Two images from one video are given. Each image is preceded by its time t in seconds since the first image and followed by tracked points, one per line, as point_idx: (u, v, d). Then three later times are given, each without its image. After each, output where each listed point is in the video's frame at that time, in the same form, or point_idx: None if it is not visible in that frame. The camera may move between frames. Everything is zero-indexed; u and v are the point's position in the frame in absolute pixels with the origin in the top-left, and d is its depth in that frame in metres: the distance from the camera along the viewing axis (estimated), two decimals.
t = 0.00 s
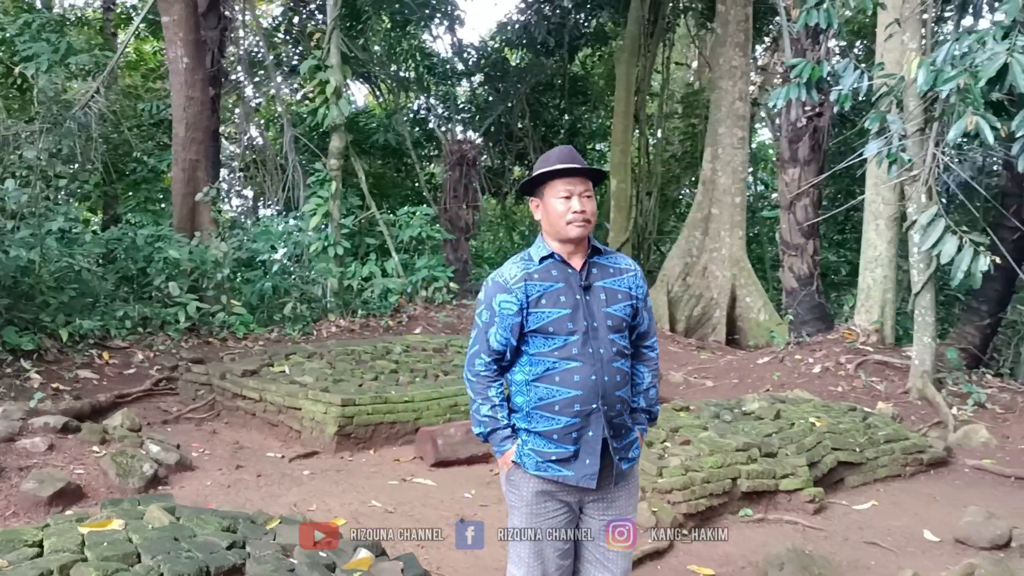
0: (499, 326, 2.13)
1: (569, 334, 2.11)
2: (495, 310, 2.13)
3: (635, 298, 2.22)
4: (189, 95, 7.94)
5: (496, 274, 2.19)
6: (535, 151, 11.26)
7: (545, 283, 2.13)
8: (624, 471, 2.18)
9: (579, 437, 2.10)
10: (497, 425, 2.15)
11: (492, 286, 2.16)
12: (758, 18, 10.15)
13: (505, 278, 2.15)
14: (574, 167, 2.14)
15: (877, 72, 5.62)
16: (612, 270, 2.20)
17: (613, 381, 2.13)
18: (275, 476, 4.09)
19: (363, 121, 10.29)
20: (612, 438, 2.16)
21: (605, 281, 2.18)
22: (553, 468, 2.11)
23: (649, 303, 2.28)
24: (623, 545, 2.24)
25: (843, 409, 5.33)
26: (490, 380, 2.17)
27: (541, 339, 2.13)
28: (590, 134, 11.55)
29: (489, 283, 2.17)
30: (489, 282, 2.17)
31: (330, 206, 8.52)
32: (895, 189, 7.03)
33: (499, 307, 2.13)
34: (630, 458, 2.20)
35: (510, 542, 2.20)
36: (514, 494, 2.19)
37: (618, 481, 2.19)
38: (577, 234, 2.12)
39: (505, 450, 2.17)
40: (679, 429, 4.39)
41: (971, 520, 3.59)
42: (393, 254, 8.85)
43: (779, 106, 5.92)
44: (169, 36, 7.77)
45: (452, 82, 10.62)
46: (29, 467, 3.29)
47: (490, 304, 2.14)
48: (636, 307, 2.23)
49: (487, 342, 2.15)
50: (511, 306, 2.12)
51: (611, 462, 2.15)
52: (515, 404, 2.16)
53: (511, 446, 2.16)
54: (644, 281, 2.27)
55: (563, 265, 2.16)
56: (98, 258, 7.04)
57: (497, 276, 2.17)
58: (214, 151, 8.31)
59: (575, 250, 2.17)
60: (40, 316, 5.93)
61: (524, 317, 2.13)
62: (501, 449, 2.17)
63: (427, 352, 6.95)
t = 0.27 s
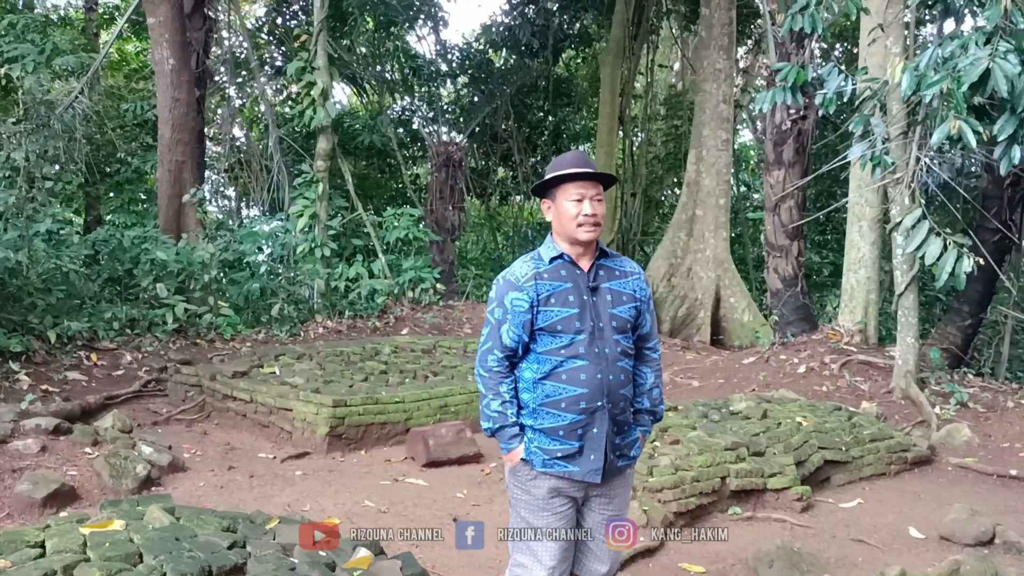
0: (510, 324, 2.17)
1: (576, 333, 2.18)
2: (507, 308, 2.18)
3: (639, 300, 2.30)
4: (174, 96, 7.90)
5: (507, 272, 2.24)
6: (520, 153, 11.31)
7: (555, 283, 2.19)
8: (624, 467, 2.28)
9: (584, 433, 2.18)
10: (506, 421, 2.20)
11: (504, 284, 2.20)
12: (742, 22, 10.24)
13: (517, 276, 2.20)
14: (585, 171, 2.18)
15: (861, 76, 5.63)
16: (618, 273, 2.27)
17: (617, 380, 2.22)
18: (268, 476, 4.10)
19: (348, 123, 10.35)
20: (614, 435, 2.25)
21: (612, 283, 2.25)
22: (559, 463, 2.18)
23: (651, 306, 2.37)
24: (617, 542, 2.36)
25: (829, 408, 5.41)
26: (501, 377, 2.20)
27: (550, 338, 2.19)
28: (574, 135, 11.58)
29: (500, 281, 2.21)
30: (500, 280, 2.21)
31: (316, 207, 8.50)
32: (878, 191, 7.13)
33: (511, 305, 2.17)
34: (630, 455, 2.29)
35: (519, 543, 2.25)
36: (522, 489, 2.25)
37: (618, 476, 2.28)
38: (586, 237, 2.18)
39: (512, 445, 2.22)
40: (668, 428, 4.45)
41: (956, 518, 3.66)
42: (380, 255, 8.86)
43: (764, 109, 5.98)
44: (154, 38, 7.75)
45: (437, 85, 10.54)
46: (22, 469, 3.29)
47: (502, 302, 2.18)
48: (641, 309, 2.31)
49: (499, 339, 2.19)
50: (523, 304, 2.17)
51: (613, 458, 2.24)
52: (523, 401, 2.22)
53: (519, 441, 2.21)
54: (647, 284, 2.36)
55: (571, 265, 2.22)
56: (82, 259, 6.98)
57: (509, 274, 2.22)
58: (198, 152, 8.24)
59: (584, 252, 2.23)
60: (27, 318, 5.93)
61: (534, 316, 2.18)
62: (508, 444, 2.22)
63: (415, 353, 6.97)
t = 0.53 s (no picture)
0: (521, 323, 2.19)
1: (585, 333, 2.21)
2: (518, 307, 2.20)
3: (644, 301, 2.33)
4: (165, 96, 7.87)
5: (517, 272, 2.26)
6: (511, 153, 11.33)
7: (565, 284, 2.21)
8: (628, 465, 2.32)
9: (592, 430, 2.21)
10: (516, 419, 2.21)
11: (515, 284, 2.22)
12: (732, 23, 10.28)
13: (528, 277, 2.22)
14: (596, 174, 2.21)
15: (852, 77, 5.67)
16: (625, 274, 2.31)
17: (624, 379, 2.24)
18: (264, 477, 4.10)
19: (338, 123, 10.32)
20: (619, 432, 2.28)
21: (618, 284, 2.28)
22: (568, 460, 2.21)
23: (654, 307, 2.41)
24: (617, 542, 2.41)
25: (821, 408, 5.45)
26: (511, 375, 2.22)
27: (559, 337, 2.21)
28: (564, 136, 11.61)
29: (511, 281, 2.24)
30: (511, 280, 2.24)
31: (307, 207, 8.48)
32: (869, 192, 7.17)
33: (521, 305, 2.19)
34: (634, 452, 2.33)
35: (532, 543, 2.27)
36: (531, 485, 2.26)
37: (622, 474, 2.31)
38: (595, 239, 2.20)
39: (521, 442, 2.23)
40: (663, 428, 4.47)
41: (949, 516, 3.70)
42: (372, 256, 8.85)
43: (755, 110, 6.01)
44: (145, 38, 7.71)
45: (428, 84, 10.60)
46: (19, 470, 3.29)
47: (513, 302, 2.20)
48: (645, 310, 2.35)
49: (509, 338, 2.21)
50: (534, 304, 2.19)
51: (618, 455, 2.27)
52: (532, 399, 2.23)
53: (528, 438, 2.22)
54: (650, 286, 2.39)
55: (580, 267, 2.25)
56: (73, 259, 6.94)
57: (519, 274, 2.24)
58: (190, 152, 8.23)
59: (592, 254, 2.26)
60: (20, 318, 5.92)
61: (544, 316, 2.20)
62: (517, 441, 2.23)
63: (408, 353, 6.97)
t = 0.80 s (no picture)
0: (535, 321, 2.21)
1: (597, 331, 2.24)
2: (531, 306, 2.21)
3: (650, 301, 2.39)
4: (161, 96, 7.85)
5: (528, 271, 2.28)
6: (506, 153, 11.33)
7: (577, 283, 2.24)
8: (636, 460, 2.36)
9: (604, 426, 2.24)
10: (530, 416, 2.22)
11: (527, 282, 2.24)
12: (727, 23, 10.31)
13: (541, 276, 2.24)
14: (602, 176, 2.23)
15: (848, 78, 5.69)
16: (632, 274, 2.35)
17: (634, 376, 2.29)
18: (264, 476, 4.10)
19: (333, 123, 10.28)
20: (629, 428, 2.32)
21: (627, 284, 2.33)
22: (581, 456, 2.23)
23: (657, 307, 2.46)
24: (620, 542, 2.43)
25: (819, 406, 5.47)
26: (524, 373, 2.23)
27: (572, 335, 2.24)
28: (558, 136, 11.63)
29: (524, 280, 2.25)
30: (523, 278, 2.25)
31: (303, 206, 8.47)
32: (866, 192, 7.20)
33: (535, 303, 2.21)
34: (641, 448, 2.37)
35: (545, 543, 2.28)
36: (544, 482, 2.28)
37: (630, 470, 2.35)
38: (600, 240, 2.24)
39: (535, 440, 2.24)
40: (662, 427, 4.48)
41: (948, 513, 3.72)
42: (369, 256, 8.85)
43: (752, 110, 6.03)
44: (141, 37, 7.69)
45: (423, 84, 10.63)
46: (20, 470, 3.28)
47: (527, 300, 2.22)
48: (651, 309, 2.40)
49: (523, 336, 2.22)
50: (548, 302, 2.21)
51: (628, 451, 2.31)
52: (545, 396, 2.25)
53: (542, 435, 2.24)
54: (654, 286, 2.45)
55: (591, 266, 2.28)
56: (69, 259, 6.91)
57: (531, 273, 2.26)
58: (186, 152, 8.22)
59: (602, 254, 2.29)
60: (17, 318, 5.91)
61: (557, 314, 2.22)
62: (531, 438, 2.24)
63: (405, 353, 6.98)
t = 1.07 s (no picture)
0: (537, 319, 2.20)
1: (600, 329, 2.23)
2: (534, 303, 2.21)
3: (652, 301, 2.38)
4: (154, 96, 7.81)
5: (532, 269, 2.27)
6: (499, 154, 11.33)
7: (580, 282, 2.23)
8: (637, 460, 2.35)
9: (605, 424, 2.23)
10: (531, 413, 2.22)
11: (530, 280, 2.24)
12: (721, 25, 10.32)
13: (544, 274, 2.24)
14: (599, 178, 2.22)
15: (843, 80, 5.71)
16: (635, 275, 2.35)
17: (636, 375, 2.28)
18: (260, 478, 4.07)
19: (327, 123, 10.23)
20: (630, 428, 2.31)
21: (629, 284, 2.33)
22: (583, 453, 2.22)
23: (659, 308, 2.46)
24: (621, 542, 2.42)
25: (815, 407, 5.47)
26: (527, 370, 2.22)
27: (574, 334, 2.23)
28: (551, 137, 11.64)
29: (527, 277, 2.24)
30: (527, 276, 2.24)
31: (298, 207, 8.44)
32: (861, 193, 7.22)
33: (538, 301, 2.21)
34: (643, 448, 2.36)
35: (547, 543, 2.26)
36: (546, 479, 2.27)
37: (631, 469, 2.35)
38: (596, 241, 2.24)
39: (536, 436, 2.24)
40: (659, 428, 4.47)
41: (946, 514, 3.72)
42: (363, 257, 8.83)
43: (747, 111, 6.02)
44: (134, 37, 7.65)
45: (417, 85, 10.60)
46: (14, 473, 3.26)
47: (530, 298, 2.21)
48: (653, 310, 2.40)
49: (526, 334, 2.21)
50: (552, 300, 2.20)
51: (629, 450, 2.31)
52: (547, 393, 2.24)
53: (543, 432, 2.23)
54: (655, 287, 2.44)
55: (593, 265, 2.28)
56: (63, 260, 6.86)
57: (534, 271, 2.25)
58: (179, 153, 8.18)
59: (605, 254, 2.29)
60: (10, 320, 5.87)
61: (560, 312, 2.22)
62: (532, 434, 2.23)
63: (400, 354, 6.96)
